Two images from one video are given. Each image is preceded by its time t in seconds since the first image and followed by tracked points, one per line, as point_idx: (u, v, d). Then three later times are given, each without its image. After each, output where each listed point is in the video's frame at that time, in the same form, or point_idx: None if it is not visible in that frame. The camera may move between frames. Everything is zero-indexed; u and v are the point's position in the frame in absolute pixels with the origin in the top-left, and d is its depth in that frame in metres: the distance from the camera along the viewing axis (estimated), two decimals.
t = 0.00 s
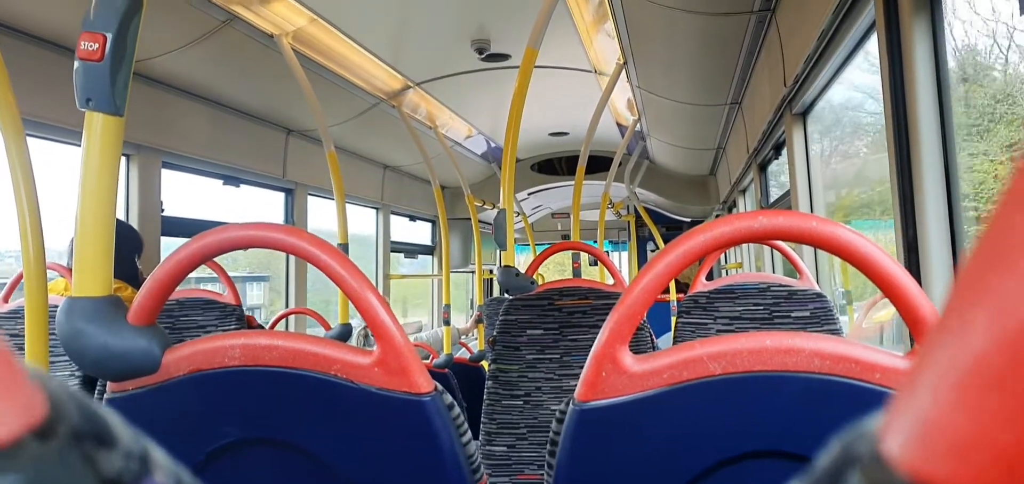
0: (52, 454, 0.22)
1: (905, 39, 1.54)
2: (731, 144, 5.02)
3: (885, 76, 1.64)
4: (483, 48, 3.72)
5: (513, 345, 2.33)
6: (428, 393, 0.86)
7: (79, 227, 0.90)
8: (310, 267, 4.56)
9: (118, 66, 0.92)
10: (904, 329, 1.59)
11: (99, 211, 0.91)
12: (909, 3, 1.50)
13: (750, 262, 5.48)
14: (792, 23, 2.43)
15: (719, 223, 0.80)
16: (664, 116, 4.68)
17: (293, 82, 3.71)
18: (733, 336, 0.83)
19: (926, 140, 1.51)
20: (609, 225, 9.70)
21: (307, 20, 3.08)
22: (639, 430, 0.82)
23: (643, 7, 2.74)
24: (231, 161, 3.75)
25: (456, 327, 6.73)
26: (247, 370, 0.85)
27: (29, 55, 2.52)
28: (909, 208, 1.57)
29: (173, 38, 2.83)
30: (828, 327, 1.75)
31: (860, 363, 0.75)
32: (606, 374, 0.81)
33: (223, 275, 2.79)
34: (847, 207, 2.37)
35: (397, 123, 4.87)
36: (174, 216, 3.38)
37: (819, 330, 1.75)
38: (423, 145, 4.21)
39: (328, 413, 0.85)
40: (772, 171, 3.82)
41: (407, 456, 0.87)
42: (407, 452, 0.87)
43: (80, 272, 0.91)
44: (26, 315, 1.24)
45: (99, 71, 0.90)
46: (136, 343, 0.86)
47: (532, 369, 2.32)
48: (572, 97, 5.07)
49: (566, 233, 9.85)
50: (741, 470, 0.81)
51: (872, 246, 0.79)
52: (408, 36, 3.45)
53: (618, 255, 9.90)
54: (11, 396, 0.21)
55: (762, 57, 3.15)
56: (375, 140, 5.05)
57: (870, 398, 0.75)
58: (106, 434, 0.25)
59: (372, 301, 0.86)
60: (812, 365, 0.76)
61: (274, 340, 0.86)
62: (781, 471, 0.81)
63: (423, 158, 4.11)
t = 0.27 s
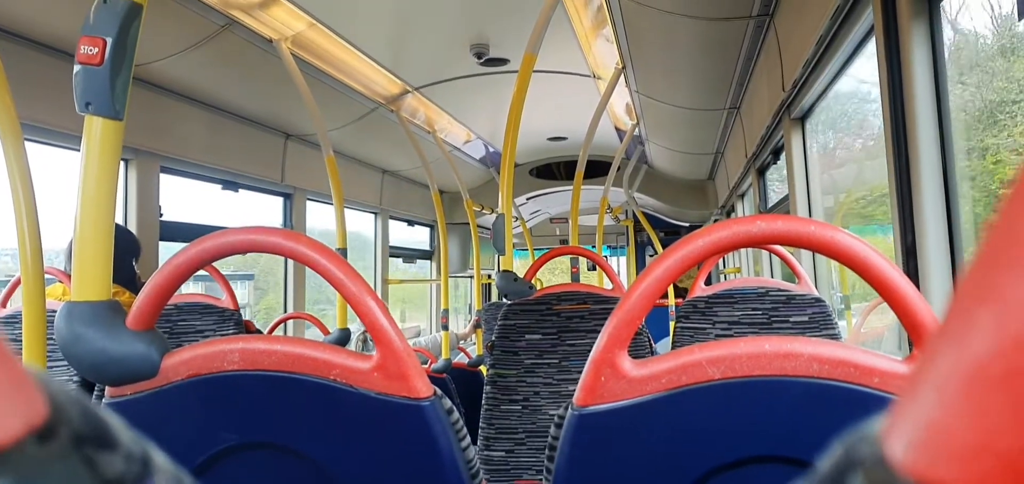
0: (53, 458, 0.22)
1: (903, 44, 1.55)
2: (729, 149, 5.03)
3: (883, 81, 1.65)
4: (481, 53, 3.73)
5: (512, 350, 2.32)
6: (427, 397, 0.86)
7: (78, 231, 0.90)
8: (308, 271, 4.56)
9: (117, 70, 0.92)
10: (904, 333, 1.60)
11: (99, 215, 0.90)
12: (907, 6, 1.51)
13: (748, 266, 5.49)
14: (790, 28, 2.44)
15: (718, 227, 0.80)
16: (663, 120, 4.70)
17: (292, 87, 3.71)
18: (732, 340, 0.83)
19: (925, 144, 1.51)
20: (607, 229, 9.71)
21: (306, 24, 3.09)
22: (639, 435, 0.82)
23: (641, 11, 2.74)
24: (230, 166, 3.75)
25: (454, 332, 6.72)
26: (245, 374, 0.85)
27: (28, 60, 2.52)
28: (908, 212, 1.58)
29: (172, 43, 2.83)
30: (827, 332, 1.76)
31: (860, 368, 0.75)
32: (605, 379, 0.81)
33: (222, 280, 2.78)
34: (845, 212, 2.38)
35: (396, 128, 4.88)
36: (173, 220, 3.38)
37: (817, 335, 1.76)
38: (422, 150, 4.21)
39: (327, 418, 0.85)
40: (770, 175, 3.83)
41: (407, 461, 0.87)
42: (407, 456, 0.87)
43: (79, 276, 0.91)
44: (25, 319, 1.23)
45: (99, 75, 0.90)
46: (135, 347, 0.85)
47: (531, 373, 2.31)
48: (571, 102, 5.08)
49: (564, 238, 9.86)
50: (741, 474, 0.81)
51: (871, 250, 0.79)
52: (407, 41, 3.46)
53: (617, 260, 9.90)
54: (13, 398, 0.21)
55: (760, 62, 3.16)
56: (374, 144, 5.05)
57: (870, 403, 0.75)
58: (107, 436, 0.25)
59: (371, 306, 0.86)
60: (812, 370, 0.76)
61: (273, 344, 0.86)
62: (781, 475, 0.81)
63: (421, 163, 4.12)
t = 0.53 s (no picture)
0: (53, 462, 0.22)
1: (901, 48, 1.55)
2: (728, 153, 5.04)
3: (881, 85, 1.65)
4: (480, 57, 3.74)
5: (510, 354, 2.31)
6: (426, 401, 0.85)
7: (77, 234, 0.90)
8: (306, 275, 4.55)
9: (116, 72, 0.92)
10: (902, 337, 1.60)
11: (98, 219, 0.90)
12: (906, 10, 1.52)
13: (747, 270, 5.49)
14: (788, 32, 2.45)
15: (717, 230, 0.80)
16: (661, 124, 4.71)
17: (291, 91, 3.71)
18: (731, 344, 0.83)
19: (923, 148, 1.52)
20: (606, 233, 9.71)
21: (305, 28, 3.10)
22: (638, 439, 0.82)
23: (640, 15, 2.75)
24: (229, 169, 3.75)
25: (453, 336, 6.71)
26: (244, 378, 0.84)
27: (26, 63, 2.52)
28: (906, 217, 1.58)
29: (171, 46, 2.83)
30: (825, 337, 1.75)
31: (858, 372, 0.76)
32: (604, 383, 0.81)
33: (220, 284, 2.77)
34: (843, 216, 2.38)
35: (395, 132, 4.88)
36: (171, 224, 3.38)
37: (815, 340, 1.76)
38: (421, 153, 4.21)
39: (326, 422, 0.85)
40: (769, 179, 3.84)
41: (406, 464, 0.87)
42: (406, 460, 0.87)
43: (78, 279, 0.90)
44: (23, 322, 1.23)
45: (99, 78, 0.90)
46: (134, 351, 0.85)
47: (529, 377, 2.31)
48: (570, 106, 5.09)
49: (563, 242, 9.86)
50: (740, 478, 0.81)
51: (869, 254, 0.79)
52: (406, 45, 3.46)
53: (615, 264, 9.90)
54: (14, 400, 0.21)
55: (758, 66, 3.17)
56: (372, 148, 5.05)
57: (869, 407, 0.76)
58: (107, 438, 0.25)
59: (370, 309, 0.85)
60: (811, 374, 0.76)
61: (271, 348, 0.85)
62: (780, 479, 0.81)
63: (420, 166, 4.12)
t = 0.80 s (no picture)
0: (45, 459, 0.22)
1: (898, 48, 1.56)
2: (725, 153, 5.05)
3: (878, 85, 1.66)
4: (477, 57, 3.74)
5: (507, 353, 2.32)
6: (422, 401, 0.86)
7: (73, 233, 0.89)
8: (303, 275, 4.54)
9: (113, 71, 0.92)
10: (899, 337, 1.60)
11: (94, 218, 0.90)
12: (903, 10, 1.52)
13: (744, 270, 5.50)
14: (785, 32, 2.45)
15: (714, 230, 0.80)
16: (659, 124, 4.71)
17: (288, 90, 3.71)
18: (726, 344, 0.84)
19: (919, 149, 1.53)
20: (603, 233, 9.71)
21: (302, 28, 3.10)
22: (634, 438, 0.82)
23: (637, 15, 2.75)
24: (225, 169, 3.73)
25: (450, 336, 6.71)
26: (240, 377, 0.84)
27: (23, 62, 2.52)
28: (903, 217, 1.58)
29: (168, 46, 2.83)
30: (822, 336, 1.77)
31: (854, 371, 0.76)
32: (600, 382, 0.81)
33: (217, 283, 2.75)
34: (840, 216, 2.39)
35: (392, 132, 4.88)
36: (167, 224, 3.37)
37: (812, 339, 1.78)
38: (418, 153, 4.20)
39: (322, 422, 0.85)
40: (766, 179, 3.84)
41: (402, 464, 0.87)
42: (402, 460, 0.87)
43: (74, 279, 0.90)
44: (20, 321, 1.23)
45: (95, 76, 0.90)
46: (130, 350, 0.85)
47: (526, 377, 2.31)
48: (567, 106, 5.09)
49: (560, 242, 9.86)
50: (736, 477, 0.81)
51: (865, 254, 0.79)
52: (403, 45, 3.46)
53: (612, 264, 9.91)
54: (9, 399, 0.21)
55: (755, 66, 3.18)
56: (370, 148, 5.05)
57: (864, 406, 0.76)
58: (100, 438, 0.25)
59: (366, 309, 0.86)
60: (807, 373, 0.77)
61: (267, 347, 0.85)
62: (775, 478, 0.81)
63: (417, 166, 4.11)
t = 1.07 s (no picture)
0: (41, 461, 0.22)
1: (895, 50, 1.56)
2: (722, 154, 5.06)
3: (875, 86, 1.66)
4: (475, 58, 3.74)
5: (505, 355, 2.32)
6: (419, 403, 0.85)
7: (70, 235, 0.89)
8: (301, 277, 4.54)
9: (110, 73, 0.92)
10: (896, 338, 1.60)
11: (91, 220, 0.90)
12: (900, 12, 1.53)
13: (741, 272, 5.51)
14: (783, 34, 2.46)
15: (711, 231, 0.81)
16: (656, 126, 4.72)
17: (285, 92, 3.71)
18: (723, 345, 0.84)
19: (916, 151, 1.53)
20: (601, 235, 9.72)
21: (299, 29, 3.10)
22: (632, 440, 0.82)
23: (635, 17, 2.76)
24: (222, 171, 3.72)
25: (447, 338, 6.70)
26: (237, 379, 0.84)
27: (20, 64, 2.51)
28: (900, 218, 1.59)
29: (166, 48, 2.82)
30: (820, 337, 1.76)
31: (852, 373, 0.76)
32: (598, 383, 0.81)
33: (214, 285, 2.75)
34: (837, 217, 2.39)
35: (389, 133, 4.88)
36: (164, 226, 3.36)
37: (809, 340, 1.77)
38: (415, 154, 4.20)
39: (319, 424, 0.85)
40: (763, 181, 3.85)
41: (400, 466, 0.87)
42: (400, 462, 0.86)
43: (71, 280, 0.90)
44: (17, 323, 1.22)
45: (92, 78, 0.90)
46: (126, 352, 0.85)
47: (523, 379, 2.31)
48: (565, 108, 5.09)
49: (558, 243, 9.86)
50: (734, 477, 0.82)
51: (862, 255, 0.80)
52: (401, 46, 3.46)
53: (610, 266, 9.92)
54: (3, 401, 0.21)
55: (752, 68, 3.18)
56: (367, 150, 5.05)
57: (861, 408, 0.76)
58: (96, 440, 0.25)
59: (364, 311, 0.85)
60: (804, 374, 0.77)
61: (264, 349, 0.85)
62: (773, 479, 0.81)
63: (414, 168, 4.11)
